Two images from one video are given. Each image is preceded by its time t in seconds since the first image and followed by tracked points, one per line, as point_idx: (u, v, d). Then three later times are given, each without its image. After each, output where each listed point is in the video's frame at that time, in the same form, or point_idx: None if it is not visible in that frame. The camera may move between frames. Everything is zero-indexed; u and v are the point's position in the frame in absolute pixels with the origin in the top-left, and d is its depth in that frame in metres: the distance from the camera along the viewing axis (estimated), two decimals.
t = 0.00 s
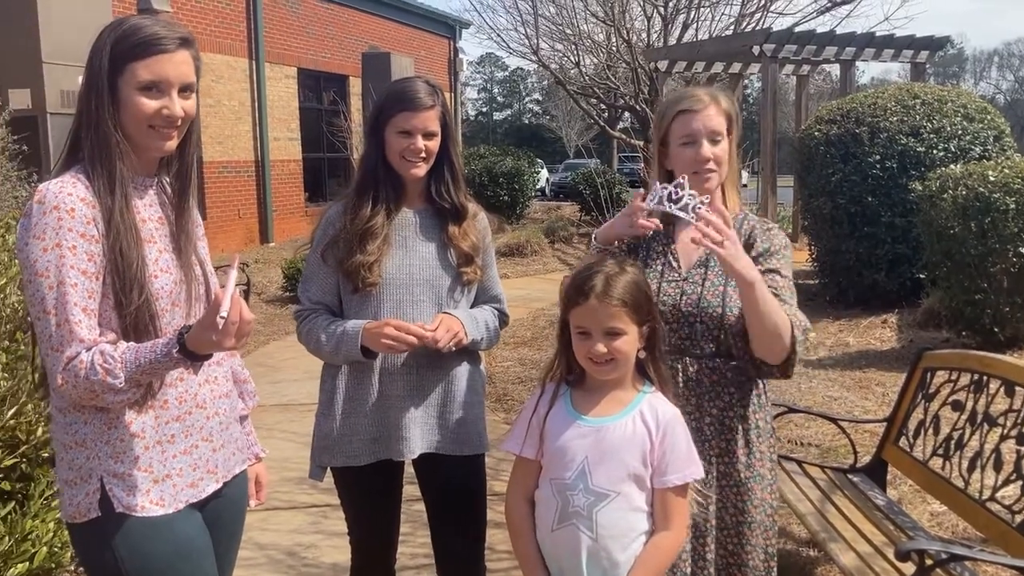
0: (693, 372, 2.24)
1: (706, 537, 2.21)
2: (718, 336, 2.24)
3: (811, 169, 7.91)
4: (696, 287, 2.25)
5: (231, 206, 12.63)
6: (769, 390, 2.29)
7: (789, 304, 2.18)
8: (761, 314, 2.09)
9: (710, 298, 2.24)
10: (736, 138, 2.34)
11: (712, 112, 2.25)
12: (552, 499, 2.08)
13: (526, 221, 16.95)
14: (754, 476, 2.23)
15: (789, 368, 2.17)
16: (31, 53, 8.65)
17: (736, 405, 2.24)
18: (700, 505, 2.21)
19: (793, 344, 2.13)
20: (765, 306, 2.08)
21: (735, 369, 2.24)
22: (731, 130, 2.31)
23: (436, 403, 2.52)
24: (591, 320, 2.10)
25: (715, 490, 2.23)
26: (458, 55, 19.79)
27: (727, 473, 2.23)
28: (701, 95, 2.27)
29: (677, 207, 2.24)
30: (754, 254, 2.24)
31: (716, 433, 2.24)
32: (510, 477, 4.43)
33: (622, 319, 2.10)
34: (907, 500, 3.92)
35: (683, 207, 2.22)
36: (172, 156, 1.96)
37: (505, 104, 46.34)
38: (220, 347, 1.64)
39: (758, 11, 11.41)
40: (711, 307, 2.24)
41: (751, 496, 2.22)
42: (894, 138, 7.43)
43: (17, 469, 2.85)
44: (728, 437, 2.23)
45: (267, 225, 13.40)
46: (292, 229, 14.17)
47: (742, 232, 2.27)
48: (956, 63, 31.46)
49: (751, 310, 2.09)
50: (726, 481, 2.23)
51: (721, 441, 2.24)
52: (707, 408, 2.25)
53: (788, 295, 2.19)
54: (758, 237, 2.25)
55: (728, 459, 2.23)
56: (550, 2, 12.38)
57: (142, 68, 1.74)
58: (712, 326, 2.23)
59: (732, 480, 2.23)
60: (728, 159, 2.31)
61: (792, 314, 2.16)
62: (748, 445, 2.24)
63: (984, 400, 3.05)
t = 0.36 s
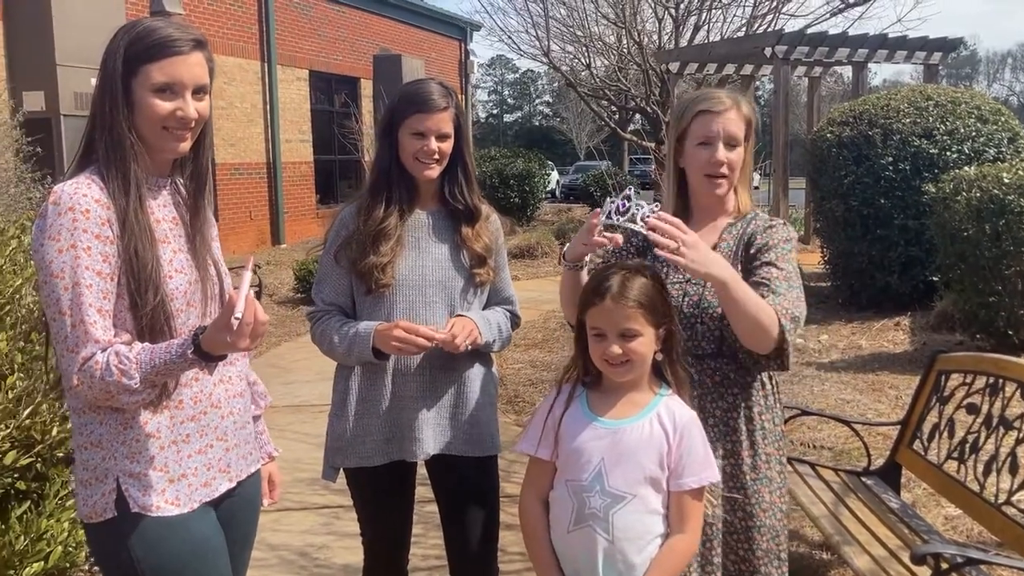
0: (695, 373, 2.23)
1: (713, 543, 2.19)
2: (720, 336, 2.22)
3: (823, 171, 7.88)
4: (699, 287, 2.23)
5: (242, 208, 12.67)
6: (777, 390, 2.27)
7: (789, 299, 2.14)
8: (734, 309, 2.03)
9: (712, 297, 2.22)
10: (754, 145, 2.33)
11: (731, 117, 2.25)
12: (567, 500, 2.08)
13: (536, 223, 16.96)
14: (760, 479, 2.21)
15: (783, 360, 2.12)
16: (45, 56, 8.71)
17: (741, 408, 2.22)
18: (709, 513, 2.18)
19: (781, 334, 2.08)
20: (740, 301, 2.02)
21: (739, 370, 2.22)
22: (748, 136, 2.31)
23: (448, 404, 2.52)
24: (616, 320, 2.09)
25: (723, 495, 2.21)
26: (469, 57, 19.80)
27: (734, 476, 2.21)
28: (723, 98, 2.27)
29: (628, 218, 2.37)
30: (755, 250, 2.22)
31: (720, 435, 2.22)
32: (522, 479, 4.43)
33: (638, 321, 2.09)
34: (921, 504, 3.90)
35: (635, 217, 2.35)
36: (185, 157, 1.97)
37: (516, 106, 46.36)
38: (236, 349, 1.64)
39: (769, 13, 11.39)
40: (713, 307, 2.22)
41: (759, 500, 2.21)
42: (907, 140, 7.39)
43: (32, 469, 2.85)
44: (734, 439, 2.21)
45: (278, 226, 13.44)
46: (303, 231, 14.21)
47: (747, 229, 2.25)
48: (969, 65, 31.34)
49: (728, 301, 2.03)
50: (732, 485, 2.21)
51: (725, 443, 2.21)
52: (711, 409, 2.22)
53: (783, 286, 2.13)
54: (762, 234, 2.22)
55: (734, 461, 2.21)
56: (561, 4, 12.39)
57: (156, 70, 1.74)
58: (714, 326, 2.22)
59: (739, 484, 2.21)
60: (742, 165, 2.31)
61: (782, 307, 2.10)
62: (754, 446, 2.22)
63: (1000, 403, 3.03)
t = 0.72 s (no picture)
0: (706, 374, 2.21)
1: (725, 545, 2.17)
2: (730, 338, 2.20)
3: (835, 171, 7.84)
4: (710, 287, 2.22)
5: (253, 207, 12.71)
6: (787, 391, 2.26)
7: (799, 303, 2.12)
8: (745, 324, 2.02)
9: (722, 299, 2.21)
10: (767, 144, 2.32)
11: (743, 114, 2.24)
12: (582, 498, 2.07)
13: (546, 223, 16.95)
14: (770, 481, 2.19)
15: (789, 365, 2.08)
16: (58, 55, 8.75)
17: (750, 411, 2.20)
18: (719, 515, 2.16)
19: (790, 339, 2.06)
20: (750, 309, 2.00)
21: (747, 371, 2.20)
22: (762, 135, 2.30)
23: (459, 402, 2.52)
24: (626, 316, 2.09)
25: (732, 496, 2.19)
26: (480, 57, 19.81)
27: (743, 478, 2.19)
28: (733, 96, 2.25)
29: (634, 248, 2.16)
30: (767, 252, 2.20)
31: (729, 437, 2.20)
32: (533, 478, 4.43)
33: (645, 319, 2.09)
34: (934, 505, 3.87)
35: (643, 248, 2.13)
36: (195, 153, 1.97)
37: (526, 106, 46.37)
38: (262, 342, 1.63)
39: (780, 13, 11.35)
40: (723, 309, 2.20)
41: (767, 501, 2.19)
42: (919, 140, 7.34)
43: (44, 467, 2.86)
44: (744, 440, 2.19)
45: (289, 226, 13.47)
46: (314, 230, 14.23)
47: (759, 230, 2.24)
48: (982, 65, 31.20)
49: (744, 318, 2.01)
50: (742, 486, 2.19)
51: (734, 444, 2.20)
52: (720, 409, 2.21)
53: (793, 292, 2.12)
54: (774, 236, 2.21)
55: (742, 462, 2.19)
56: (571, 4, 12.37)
57: (172, 67, 1.74)
58: (723, 327, 2.21)
59: (749, 486, 2.19)
60: (755, 165, 2.28)
61: (792, 314, 2.08)
62: (763, 447, 2.20)
63: (1015, 403, 3.00)
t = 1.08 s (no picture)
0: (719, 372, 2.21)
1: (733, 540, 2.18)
2: (743, 335, 2.21)
3: (845, 170, 7.81)
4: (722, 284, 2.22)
5: (263, 205, 12.74)
6: (800, 390, 2.25)
7: (812, 303, 2.12)
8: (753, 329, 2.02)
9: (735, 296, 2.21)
10: (782, 141, 2.30)
11: (760, 111, 2.23)
12: (591, 497, 2.06)
13: (555, 222, 16.94)
14: (782, 479, 2.18)
15: (803, 364, 2.07)
16: (69, 53, 8.78)
17: (762, 411, 2.19)
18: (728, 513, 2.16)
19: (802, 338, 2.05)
20: (758, 312, 2.00)
21: (761, 369, 2.19)
22: (777, 132, 2.29)
23: (469, 400, 2.51)
24: (635, 314, 2.08)
25: (743, 493, 2.18)
26: (489, 55, 19.80)
27: (754, 476, 2.19)
28: (750, 92, 2.24)
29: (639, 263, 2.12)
30: (780, 249, 2.20)
31: (741, 435, 2.20)
32: (542, 476, 4.43)
33: (654, 318, 2.08)
34: (945, 505, 3.85)
35: (648, 261, 2.10)
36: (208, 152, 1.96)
37: (535, 105, 46.34)
38: (270, 338, 1.64)
39: (791, 11, 11.32)
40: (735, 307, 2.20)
41: (779, 500, 2.18)
42: (930, 138, 7.30)
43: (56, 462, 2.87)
44: (755, 438, 2.19)
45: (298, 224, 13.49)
46: (323, 228, 14.26)
47: (773, 227, 2.23)
48: (994, 63, 31.07)
49: (753, 326, 2.01)
50: (753, 484, 2.18)
51: (745, 442, 2.19)
52: (732, 406, 2.20)
53: (806, 290, 2.12)
54: (788, 234, 2.20)
55: (753, 460, 2.18)
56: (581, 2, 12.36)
57: (200, 67, 1.74)
58: (735, 325, 2.21)
59: (760, 485, 2.18)
60: (772, 161, 2.28)
61: (805, 315, 2.08)
62: (775, 446, 2.19)
63: None
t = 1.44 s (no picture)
0: (728, 371, 2.21)
1: (740, 537, 2.18)
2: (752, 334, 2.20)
3: (852, 167, 7.78)
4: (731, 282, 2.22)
5: (269, 202, 12.75)
6: (811, 390, 2.25)
7: (823, 303, 2.11)
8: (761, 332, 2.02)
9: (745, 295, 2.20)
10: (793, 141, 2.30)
11: (774, 111, 2.22)
12: (594, 496, 2.06)
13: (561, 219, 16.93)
14: (791, 479, 2.18)
15: (813, 365, 2.07)
16: (76, 49, 8.79)
17: (771, 411, 2.19)
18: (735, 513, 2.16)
19: (812, 339, 2.05)
20: (765, 314, 2.00)
21: (771, 369, 2.18)
22: (788, 132, 2.28)
23: (471, 397, 2.52)
24: (642, 311, 2.08)
25: (751, 490, 2.18)
26: (495, 52, 19.79)
27: (764, 475, 2.18)
28: (762, 93, 2.23)
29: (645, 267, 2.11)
30: (791, 248, 2.19)
31: (751, 434, 2.19)
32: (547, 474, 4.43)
33: (660, 314, 2.08)
34: (951, 504, 3.84)
35: (654, 266, 2.09)
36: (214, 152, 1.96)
37: (541, 102, 46.29)
38: (273, 347, 1.65)
39: (798, 8, 11.28)
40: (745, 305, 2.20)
41: (788, 499, 2.17)
42: (938, 136, 7.26)
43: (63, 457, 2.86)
44: (764, 437, 2.18)
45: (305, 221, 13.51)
46: (329, 226, 14.27)
47: (784, 226, 2.22)
48: (1002, 60, 30.96)
49: (760, 329, 2.01)
50: (762, 481, 2.18)
51: (753, 441, 2.19)
52: (742, 403, 2.20)
53: (817, 290, 2.11)
54: (798, 234, 2.20)
55: (762, 458, 2.18)
56: None
57: (216, 67, 1.75)
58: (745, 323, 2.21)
59: (770, 483, 2.17)
60: (783, 162, 2.27)
61: (815, 316, 2.07)
62: (785, 445, 2.18)
63: None
